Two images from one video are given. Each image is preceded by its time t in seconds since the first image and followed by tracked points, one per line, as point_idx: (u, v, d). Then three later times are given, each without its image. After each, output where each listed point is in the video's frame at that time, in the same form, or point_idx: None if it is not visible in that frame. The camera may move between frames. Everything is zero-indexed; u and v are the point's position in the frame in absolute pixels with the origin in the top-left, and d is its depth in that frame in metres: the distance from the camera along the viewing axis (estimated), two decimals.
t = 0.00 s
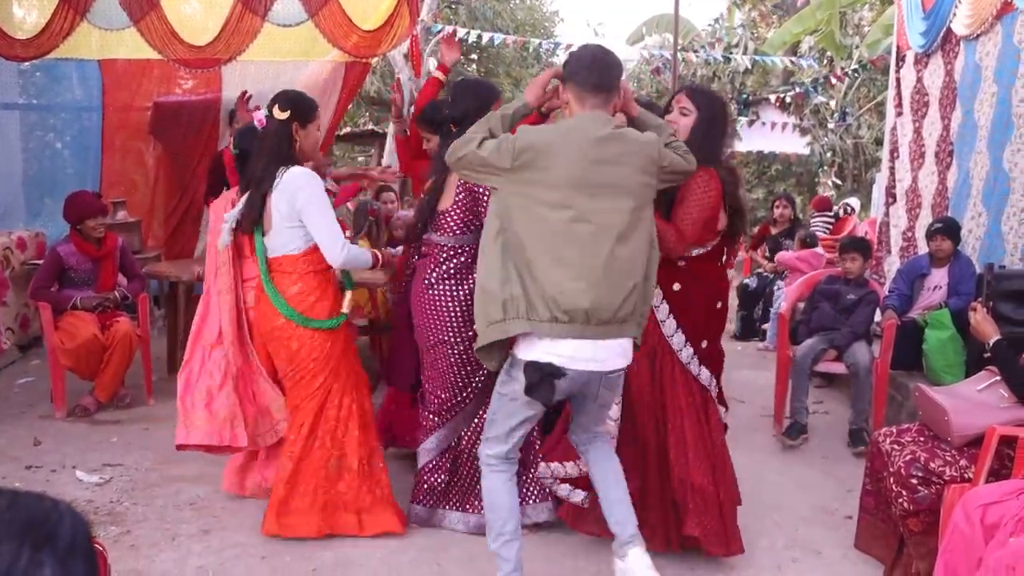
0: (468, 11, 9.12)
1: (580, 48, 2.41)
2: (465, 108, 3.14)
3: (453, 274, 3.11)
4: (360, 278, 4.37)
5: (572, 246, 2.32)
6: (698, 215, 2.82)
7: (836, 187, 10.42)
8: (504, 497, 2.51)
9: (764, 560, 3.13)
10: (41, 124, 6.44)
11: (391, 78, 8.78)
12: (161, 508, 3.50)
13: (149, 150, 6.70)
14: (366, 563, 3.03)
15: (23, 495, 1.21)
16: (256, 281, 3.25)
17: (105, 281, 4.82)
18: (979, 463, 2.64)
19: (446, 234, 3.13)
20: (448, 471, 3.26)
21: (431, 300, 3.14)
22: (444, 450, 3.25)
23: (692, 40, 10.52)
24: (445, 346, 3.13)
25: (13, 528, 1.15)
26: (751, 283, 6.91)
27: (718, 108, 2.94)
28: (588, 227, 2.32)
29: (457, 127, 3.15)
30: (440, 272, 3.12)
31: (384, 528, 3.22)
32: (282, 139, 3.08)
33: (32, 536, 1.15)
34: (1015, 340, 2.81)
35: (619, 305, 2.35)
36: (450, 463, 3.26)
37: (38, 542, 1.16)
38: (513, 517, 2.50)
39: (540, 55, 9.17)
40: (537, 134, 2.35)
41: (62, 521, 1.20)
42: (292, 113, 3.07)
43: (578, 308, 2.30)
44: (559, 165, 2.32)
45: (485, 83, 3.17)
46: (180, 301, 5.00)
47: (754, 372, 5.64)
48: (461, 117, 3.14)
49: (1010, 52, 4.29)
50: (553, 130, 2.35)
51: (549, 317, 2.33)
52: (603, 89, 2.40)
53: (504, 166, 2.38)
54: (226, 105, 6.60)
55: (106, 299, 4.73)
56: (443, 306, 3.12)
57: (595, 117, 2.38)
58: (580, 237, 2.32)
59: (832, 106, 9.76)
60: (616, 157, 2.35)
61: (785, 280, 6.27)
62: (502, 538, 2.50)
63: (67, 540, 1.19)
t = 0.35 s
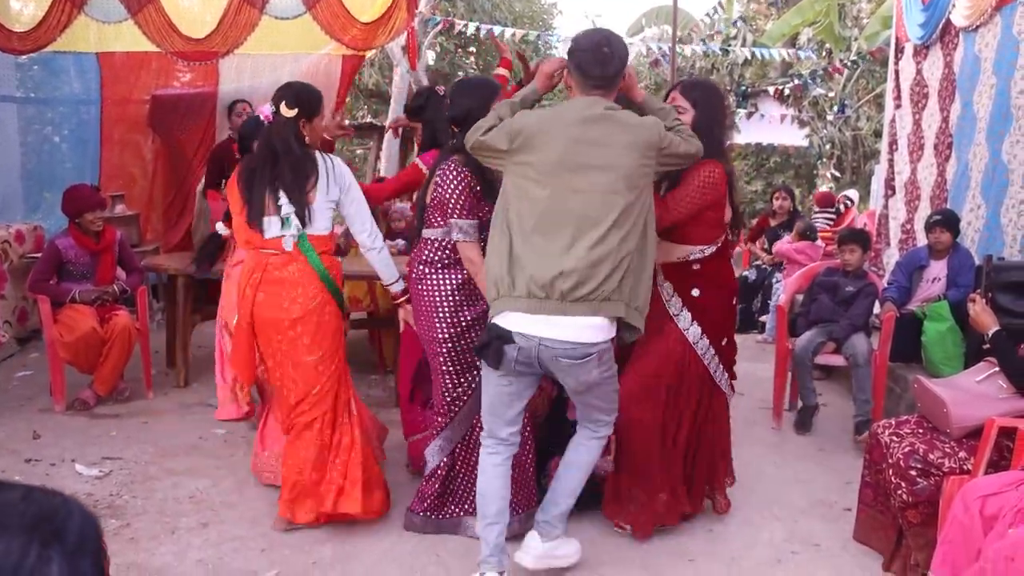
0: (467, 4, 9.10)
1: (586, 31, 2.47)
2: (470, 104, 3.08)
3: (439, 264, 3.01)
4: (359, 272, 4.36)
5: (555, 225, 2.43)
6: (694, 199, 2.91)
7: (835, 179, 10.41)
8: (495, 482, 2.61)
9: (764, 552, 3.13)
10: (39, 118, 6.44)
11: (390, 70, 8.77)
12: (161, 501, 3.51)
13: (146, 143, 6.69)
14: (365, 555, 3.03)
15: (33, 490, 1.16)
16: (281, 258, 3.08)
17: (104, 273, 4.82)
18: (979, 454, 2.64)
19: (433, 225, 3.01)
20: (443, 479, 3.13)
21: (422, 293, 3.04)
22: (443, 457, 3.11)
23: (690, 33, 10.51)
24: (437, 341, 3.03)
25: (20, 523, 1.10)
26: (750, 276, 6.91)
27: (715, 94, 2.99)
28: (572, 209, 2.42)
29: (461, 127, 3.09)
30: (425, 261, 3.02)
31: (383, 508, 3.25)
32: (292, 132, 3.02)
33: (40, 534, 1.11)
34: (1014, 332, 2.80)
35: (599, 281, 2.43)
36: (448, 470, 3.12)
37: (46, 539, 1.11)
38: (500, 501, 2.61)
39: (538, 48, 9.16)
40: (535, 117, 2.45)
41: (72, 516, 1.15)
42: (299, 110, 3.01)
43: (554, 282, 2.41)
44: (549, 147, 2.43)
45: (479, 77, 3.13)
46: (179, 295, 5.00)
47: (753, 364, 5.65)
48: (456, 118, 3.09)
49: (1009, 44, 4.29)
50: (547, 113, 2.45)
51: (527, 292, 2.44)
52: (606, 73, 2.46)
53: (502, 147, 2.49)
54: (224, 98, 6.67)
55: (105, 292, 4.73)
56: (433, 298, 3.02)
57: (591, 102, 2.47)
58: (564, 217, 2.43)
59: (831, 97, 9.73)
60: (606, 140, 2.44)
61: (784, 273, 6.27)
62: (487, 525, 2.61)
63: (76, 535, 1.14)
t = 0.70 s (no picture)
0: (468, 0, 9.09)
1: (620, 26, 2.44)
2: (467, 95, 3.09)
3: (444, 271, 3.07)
4: (361, 268, 4.36)
5: (610, 223, 2.40)
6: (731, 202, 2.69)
7: (836, 177, 10.42)
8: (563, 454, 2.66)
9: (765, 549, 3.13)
10: (40, 114, 6.39)
11: (391, 67, 8.76)
12: (161, 497, 3.51)
13: (148, 139, 6.71)
14: (366, 552, 3.04)
15: (41, 492, 1.13)
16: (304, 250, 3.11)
17: (105, 270, 4.81)
18: (979, 452, 2.64)
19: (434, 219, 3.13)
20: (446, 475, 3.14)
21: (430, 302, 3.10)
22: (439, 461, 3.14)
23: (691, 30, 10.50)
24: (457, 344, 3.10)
25: (35, 523, 1.08)
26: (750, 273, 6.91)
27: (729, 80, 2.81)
28: (624, 205, 2.38)
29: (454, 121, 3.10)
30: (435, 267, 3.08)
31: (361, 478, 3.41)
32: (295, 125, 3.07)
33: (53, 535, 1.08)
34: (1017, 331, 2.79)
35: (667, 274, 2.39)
36: (453, 465, 3.14)
37: (59, 541, 1.08)
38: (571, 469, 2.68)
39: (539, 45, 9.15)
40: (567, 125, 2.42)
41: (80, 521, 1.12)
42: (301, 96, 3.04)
43: (624, 280, 2.37)
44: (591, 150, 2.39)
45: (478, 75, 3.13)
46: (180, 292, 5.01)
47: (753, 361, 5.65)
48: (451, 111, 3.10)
49: (1010, 42, 4.29)
50: (582, 117, 2.43)
51: (599, 295, 2.40)
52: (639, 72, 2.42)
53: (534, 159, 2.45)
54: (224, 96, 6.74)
55: (106, 288, 4.73)
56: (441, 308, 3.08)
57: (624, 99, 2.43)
58: (618, 218, 2.39)
59: (832, 94, 9.72)
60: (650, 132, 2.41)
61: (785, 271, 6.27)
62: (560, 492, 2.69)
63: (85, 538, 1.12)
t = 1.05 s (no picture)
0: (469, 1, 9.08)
1: (637, 28, 2.49)
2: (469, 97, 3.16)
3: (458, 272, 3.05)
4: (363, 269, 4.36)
5: (625, 222, 2.39)
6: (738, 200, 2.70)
7: (837, 178, 10.45)
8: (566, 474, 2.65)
9: (766, 550, 3.13)
10: (41, 114, 6.37)
11: (392, 67, 8.76)
12: (162, 497, 3.51)
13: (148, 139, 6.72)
14: (366, 552, 3.04)
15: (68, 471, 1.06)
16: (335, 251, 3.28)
17: (106, 270, 4.81)
18: (981, 454, 2.64)
19: (449, 226, 3.02)
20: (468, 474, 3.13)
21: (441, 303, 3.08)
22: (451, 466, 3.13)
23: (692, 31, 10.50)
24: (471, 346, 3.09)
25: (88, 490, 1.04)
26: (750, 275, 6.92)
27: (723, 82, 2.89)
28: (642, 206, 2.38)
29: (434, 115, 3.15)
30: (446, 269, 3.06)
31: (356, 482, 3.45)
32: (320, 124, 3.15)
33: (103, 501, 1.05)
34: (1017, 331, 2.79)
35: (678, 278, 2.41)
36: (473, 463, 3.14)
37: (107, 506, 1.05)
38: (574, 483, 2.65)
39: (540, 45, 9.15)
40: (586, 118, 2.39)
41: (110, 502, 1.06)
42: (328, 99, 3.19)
43: (635, 281, 2.37)
44: (613, 145, 2.37)
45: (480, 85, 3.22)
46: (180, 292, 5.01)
47: (754, 362, 5.65)
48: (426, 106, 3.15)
49: (1011, 43, 4.29)
50: (602, 111, 2.40)
51: (606, 293, 2.40)
52: (664, 68, 2.46)
53: (547, 148, 2.40)
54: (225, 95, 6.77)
55: (106, 288, 4.73)
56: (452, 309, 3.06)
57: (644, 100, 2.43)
58: (636, 218, 2.38)
59: (833, 96, 9.73)
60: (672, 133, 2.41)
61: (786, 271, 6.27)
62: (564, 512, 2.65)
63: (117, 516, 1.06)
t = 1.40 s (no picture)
0: (470, 6, 9.08)
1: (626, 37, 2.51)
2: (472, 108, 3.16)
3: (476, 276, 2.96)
4: (364, 274, 4.37)
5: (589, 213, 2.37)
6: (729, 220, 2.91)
7: (837, 184, 10.47)
8: (561, 495, 2.57)
9: (767, 556, 3.13)
10: (43, 119, 6.46)
11: (393, 72, 8.76)
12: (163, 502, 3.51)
13: (150, 144, 6.66)
14: (368, 557, 3.04)
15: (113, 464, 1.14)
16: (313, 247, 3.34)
17: (108, 274, 4.81)
18: (982, 460, 2.63)
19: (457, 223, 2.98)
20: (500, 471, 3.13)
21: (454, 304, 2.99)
22: (478, 466, 3.10)
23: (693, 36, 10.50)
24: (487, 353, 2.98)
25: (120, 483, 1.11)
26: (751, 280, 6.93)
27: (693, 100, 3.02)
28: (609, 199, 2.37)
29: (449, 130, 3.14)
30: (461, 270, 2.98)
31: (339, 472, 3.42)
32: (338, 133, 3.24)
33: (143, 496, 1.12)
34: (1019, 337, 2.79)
35: (638, 282, 2.37)
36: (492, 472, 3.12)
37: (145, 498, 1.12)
38: (569, 509, 2.57)
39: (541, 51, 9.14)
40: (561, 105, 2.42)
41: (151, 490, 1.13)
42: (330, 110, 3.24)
43: (582, 268, 2.36)
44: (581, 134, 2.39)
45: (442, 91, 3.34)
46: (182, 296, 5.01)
47: (754, 367, 5.65)
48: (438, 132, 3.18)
49: (1013, 48, 4.29)
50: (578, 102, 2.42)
51: (554, 274, 2.40)
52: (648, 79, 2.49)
53: (520, 126, 2.45)
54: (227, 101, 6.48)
55: (108, 293, 4.74)
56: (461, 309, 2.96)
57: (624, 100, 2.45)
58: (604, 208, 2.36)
59: (834, 100, 9.73)
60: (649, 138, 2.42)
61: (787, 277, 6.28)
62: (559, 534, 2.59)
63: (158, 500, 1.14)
